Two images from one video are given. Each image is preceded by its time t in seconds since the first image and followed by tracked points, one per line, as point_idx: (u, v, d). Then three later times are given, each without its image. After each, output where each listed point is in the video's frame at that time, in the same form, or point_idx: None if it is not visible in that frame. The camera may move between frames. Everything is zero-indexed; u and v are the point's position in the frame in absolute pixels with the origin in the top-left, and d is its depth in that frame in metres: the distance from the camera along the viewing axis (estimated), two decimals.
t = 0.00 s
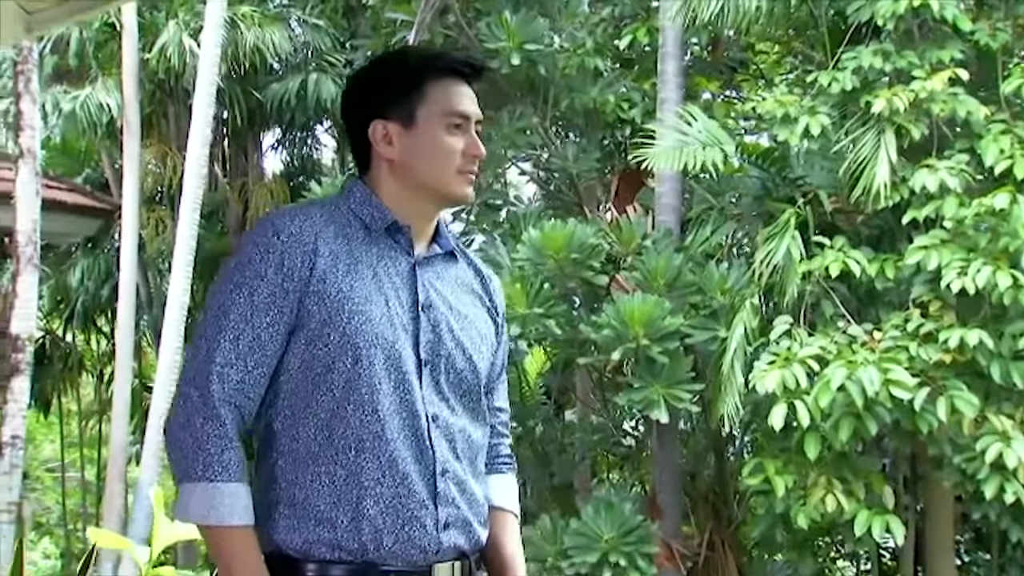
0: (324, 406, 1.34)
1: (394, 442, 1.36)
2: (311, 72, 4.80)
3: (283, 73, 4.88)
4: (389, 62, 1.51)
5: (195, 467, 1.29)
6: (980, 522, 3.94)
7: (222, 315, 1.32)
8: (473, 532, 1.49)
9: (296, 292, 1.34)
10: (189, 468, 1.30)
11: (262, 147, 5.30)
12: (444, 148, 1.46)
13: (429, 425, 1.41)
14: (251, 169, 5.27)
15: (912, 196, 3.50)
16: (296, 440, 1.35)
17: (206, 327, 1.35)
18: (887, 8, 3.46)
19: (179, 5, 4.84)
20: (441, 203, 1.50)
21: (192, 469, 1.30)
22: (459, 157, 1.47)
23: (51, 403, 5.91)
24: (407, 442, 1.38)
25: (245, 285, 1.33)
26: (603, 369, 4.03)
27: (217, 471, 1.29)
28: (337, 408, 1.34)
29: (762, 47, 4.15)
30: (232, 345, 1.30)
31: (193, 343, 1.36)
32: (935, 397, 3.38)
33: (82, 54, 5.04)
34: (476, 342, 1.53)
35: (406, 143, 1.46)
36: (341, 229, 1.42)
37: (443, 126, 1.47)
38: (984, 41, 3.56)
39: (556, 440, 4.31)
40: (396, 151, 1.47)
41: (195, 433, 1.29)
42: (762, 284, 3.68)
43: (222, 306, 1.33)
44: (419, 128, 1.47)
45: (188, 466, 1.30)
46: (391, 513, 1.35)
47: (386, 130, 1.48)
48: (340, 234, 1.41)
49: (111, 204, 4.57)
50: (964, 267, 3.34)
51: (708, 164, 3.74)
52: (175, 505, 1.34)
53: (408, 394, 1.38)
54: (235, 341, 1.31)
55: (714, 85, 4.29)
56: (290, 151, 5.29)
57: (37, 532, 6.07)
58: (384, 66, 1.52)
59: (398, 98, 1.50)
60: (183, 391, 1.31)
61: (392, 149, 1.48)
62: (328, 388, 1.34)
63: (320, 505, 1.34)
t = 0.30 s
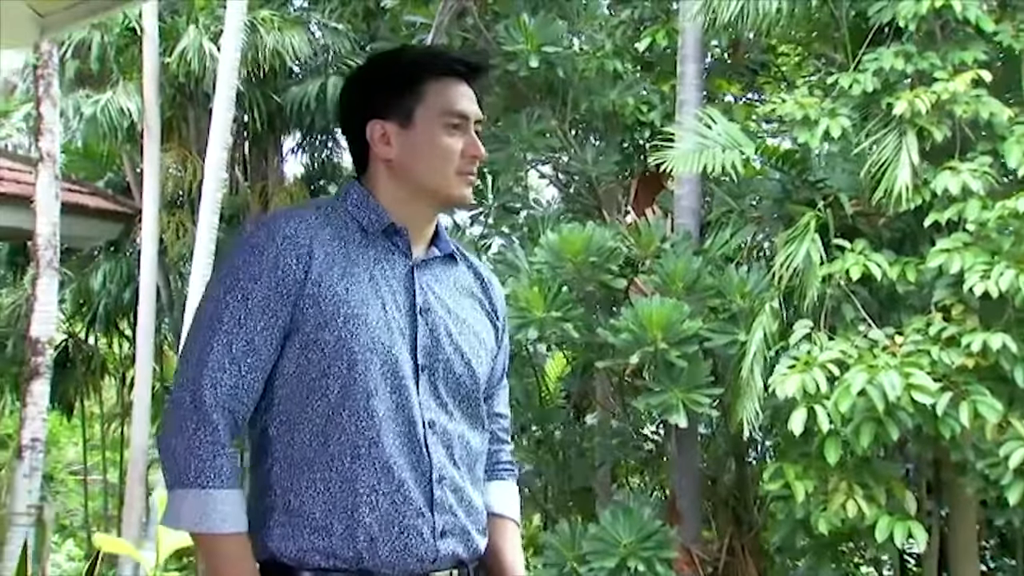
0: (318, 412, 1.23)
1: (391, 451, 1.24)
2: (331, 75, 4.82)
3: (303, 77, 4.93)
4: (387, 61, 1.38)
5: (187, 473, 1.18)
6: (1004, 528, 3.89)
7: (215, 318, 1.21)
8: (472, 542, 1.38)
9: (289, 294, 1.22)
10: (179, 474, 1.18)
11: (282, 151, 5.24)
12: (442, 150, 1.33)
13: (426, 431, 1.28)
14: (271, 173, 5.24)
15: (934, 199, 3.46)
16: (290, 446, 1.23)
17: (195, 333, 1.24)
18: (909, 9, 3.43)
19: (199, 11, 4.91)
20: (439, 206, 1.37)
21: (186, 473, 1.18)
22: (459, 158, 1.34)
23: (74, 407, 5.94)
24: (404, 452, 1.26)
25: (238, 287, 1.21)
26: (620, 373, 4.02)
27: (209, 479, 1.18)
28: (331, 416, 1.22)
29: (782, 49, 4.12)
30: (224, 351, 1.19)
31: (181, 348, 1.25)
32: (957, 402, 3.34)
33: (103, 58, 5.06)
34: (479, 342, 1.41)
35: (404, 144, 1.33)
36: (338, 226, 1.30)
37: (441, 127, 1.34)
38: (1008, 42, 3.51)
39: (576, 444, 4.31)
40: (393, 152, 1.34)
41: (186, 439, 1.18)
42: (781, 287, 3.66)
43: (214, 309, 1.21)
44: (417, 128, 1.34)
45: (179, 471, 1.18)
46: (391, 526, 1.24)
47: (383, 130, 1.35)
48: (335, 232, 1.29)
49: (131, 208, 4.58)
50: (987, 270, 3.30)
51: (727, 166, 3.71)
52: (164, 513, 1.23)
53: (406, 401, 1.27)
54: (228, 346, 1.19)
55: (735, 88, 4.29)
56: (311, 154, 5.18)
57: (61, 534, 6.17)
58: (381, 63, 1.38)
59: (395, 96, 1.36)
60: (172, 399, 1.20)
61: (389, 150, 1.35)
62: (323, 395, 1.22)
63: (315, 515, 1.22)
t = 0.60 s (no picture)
0: (316, 416, 1.21)
1: (389, 458, 1.23)
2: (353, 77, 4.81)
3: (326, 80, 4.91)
4: (389, 60, 1.38)
5: (180, 479, 1.16)
6: None
7: (210, 320, 1.19)
8: (474, 551, 1.36)
9: (286, 295, 1.21)
10: (173, 479, 1.17)
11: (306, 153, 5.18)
12: (443, 149, 1.32)
13: (426, 435, 1.26)
14: (294, 176, 5.20)
15: (960, 201, 3.41)
16: (288, 451, 1.22)
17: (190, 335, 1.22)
18: (934, 8, 3.39)
19: (222, 14, 4.90)
20: (441, 207, 1.36)
21: (180, 479, 1.16)
22: (460, 158, 1.33)
23: (99, 408, 5.97)
24: (403, 457, 1.24)
25: (233, 289, 1.20)
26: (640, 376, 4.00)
27: (203, 485, 1.16)
28: (330, 420, 1.21)
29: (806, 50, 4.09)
30: (220, 353, 1.18)
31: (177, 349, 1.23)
32: (984, 406, 3.29)
33: (127, 62, 5.09)
34: (483, 346, 1.39)
35: (404, 144, 1.33)
36: (338, 226, 1.28)
37: (442, 126, 1.33)
38: None
39: (598, 448, 4.28)
40: (393, 151, 1.34)
41: (180, 444, 1.16)
42: (804, 291, 3.63)
43: (209, 312, 1.20)
44: (417, 127, 1.33)
45: (174, 477, 1.17)
46: (390, 534, 1.22)
47: (384, 130, 1.35)
48: (336, 232, 1.27)
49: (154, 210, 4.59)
50: (1014, 273, 3.26)
51: (749, 167, 3.69)
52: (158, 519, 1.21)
53: (406, 405, 1.25)
54: (224, 348, 1.18)
55: (760, 89, 4.25)
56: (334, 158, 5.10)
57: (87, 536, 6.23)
58: (383, 64, 1.38)
59: (396, 96, 1.36)
60: (168, 403, 1.18)
61: (389, 149, 1.34)
62: (320, 398, 1.21)
63: (313, 522, 1.21)
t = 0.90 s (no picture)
0: (317, 420, 1.27)
1: (388, 461, 1.29)
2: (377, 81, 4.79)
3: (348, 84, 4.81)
4: (392, 62, 1.44)
5: (180, 484, 1.23)
6: None
7: (210, 325, 1.25)
8: (474, 550, 1.42)
9: (287, 300, 1.27)
10: (173, 484, 1.23)
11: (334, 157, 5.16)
12: (445, 150, 1.39)
13: (426, 443, 1.33)
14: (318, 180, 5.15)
15: (988, 203, 3.37)
16: (288, 454, 1.28)
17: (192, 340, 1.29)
18: (961, 9, 3.35)
19: (247, 19, 4.96)
20: (443, 210, 1.42)
21: (180, 483, 1.23)
22: (463, 160, 1.40)
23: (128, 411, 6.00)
24: (402, 460, 1.31)
25: (233, 294, 1.26)
26: (664, 380, 3.97)
27: (200, 491, 1.23)
28: (329, 424, 1.27)
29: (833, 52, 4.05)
30: (219, 359, 1.24)
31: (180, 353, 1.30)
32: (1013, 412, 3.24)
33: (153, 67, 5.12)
34: (483, 351, 1.45)
35: (406, 145, 1.40)
36: (339, 233, 1.35)
37: (445, 127, 1.40)
38: None
39: (621, 453, 4.27)
40: (396, 152, 1.41)
41: (179, 449, 1.23)
42: (829, 296, 3.60)
43: (210, 316, 1.26)
44: (419, 129, 1.40)
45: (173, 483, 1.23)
46: (387, 536, 1.29)
47: (387, 131, 1.42)
48: (337, 239, 1.34)
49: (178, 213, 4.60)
50: None
51: (772, 170, 3.68)
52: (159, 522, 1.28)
53: (406, 409, 1.31)
54: (224, 353, 1.24)
55: (785, 92, 4.20)
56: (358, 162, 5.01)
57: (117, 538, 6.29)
58: (386, 65, 1.45)
59: (400, 98, 1.43)
60: (167, 406, 1.24)
61: (392, 151, 1.41)
62: (320, 402, 1.27)
63: (310, 525, 1.27)
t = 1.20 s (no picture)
0: (316, 429, 1.22)
1: (389, 472, 1.23)
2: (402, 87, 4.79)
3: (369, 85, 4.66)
4: (393, 62, 1.39)
5: (175, 494, 1.18)
6: None
7: (207, 330, 1.21)
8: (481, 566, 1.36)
9: (285, 305, 1.22)
10: (168, 494, 1.18)
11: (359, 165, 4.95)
12: (448, 153, 1.33)
13: (429, 451, 1.27)
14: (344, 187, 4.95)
15: (1017, 208, 3.32)
16: (286, 464, 1.23)
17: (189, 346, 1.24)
18: (989, 12, 3.32)
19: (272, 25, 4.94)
20: (446, 214, 1.37)
21: (175, 493, 1.18)
22: (467, 163, 1.34)
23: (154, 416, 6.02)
24: (405, 472, 1.25)
25: (230, 298, 1.21)
26: (688, 388, 3.95)
27: (197, 501, 1.18)
28: (328, 433, 1.21)
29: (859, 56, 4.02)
30: (216, 365, 1.19)
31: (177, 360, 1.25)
32: None
33: (179, 74, 5.14)
34: (491, 359, 1.39)
35: (409, 147, 1.34)
36: (341, 235, 1.29)
37: (449, 129, 1.35)
38: None
39: (645, 460, 4.20)
40: (397, 154, 1.35)
41: (174, 458, 1.18)
42: (854, 302, 3.56)
43: (207, 322, 1.22)
44: (422, 130, 1.34)
45: (168, 493, 1.18)
46: (389, 551, 1.23)
47: (388, 134, 1.36)
48: (338, 241, 1.28)
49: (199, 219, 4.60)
50: None
51: (798, 175, 3.62)
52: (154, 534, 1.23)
53: (408, 418, 1.25)
54: (220, 359, 1.19)
55: (811, 96, 4.17)
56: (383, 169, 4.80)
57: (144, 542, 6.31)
58: (386, 65, 1.39)
59: (401, 98, 1.37)
60: (163, 415, 1.20)
61: (394, 153, 1.35)
62: (319, 410, 1.22)
63: (310, 538, 1.22)
